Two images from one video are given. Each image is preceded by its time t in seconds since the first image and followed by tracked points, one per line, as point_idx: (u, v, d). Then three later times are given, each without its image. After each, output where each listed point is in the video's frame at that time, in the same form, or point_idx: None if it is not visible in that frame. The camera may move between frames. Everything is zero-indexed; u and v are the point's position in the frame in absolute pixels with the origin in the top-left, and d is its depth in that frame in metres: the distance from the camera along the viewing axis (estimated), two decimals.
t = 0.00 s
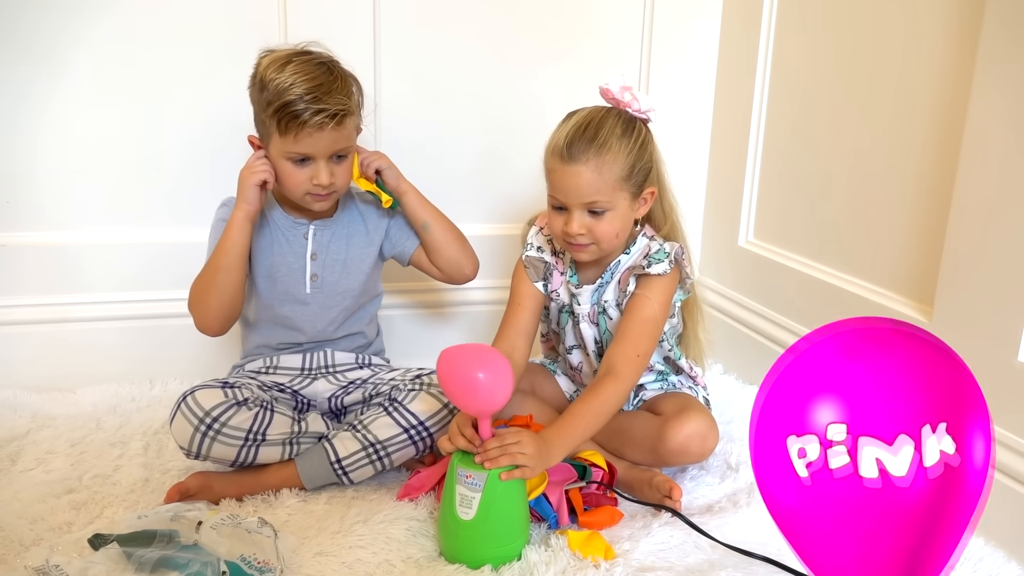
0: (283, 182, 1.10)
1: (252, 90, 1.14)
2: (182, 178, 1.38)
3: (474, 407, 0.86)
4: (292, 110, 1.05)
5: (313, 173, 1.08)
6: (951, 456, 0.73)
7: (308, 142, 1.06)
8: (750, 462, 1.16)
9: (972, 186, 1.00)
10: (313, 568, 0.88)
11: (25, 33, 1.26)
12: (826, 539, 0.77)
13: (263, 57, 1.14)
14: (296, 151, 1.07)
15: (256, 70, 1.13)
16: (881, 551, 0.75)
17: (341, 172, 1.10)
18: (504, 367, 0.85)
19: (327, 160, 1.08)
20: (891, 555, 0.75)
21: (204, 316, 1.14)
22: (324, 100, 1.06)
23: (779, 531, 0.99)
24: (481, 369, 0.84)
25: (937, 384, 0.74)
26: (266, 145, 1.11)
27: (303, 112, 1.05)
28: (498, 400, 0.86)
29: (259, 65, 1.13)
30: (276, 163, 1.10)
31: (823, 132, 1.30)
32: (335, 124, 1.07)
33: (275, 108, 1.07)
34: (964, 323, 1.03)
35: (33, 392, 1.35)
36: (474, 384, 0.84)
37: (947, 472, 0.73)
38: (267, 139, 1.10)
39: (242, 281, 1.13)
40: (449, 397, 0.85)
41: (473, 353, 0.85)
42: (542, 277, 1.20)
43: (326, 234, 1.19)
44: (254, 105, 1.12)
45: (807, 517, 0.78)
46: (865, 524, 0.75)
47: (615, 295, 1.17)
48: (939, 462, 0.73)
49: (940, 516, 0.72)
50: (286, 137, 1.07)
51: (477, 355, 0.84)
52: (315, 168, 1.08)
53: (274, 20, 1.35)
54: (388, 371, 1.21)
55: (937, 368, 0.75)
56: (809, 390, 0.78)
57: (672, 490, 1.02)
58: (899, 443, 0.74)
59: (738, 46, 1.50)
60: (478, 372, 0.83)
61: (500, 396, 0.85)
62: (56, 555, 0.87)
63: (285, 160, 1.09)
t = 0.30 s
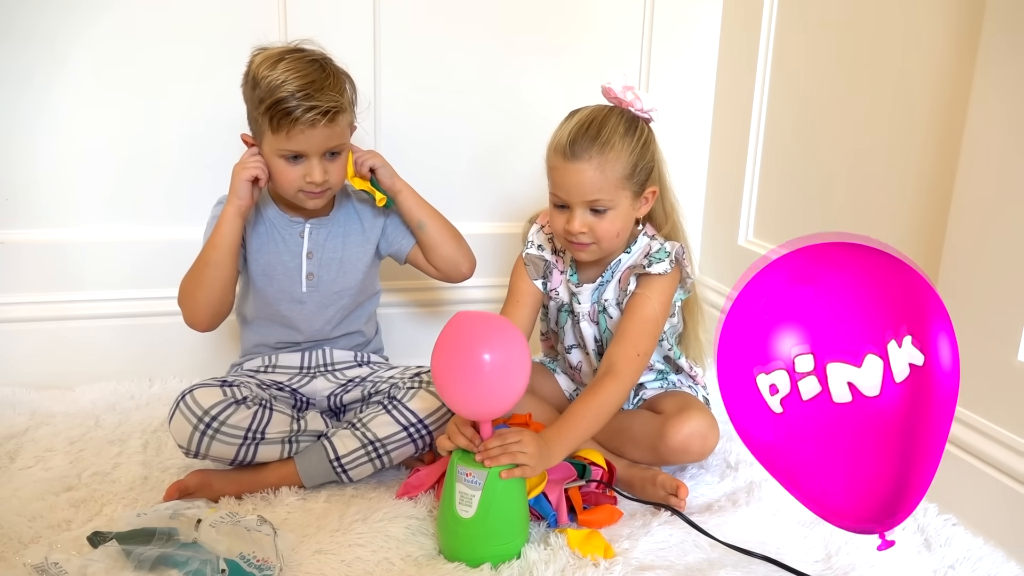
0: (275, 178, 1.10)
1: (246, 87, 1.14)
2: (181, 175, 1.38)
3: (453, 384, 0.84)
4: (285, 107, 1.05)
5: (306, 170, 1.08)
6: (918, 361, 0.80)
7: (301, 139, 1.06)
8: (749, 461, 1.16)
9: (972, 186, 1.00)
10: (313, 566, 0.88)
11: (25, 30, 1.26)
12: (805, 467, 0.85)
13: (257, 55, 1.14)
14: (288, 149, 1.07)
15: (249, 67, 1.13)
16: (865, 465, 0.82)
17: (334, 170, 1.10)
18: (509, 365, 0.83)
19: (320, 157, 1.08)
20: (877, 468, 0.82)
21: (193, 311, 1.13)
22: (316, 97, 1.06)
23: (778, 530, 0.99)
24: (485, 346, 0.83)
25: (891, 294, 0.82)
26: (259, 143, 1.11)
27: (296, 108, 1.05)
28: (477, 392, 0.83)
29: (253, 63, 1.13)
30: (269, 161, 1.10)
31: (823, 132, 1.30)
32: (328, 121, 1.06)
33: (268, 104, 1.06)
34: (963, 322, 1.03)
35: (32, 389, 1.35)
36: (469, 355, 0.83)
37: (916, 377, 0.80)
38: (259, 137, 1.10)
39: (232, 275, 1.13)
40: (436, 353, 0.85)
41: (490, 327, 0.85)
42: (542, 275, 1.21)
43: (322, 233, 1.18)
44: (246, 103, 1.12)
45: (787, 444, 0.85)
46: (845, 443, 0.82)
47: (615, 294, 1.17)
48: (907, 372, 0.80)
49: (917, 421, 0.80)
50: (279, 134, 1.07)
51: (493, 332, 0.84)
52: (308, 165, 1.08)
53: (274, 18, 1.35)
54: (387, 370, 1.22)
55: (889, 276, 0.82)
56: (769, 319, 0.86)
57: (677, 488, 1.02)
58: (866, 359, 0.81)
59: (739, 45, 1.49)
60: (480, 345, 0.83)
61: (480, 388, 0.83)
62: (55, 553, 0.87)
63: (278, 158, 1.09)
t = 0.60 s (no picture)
0: (277, 172, 1.10)
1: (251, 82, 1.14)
2: (183, 171, 1.38)
3: (440, 355, 0.83)
4: (288, 98, 1.05)
5: (307, 164, 1.08)
6: (899, 273, 0.97)
7: (303, 131, 1.06)
8: (750, 459, 1.16)
9: (974, 185, 1.00)
10: (314, 563, 0.88)
11: (27, 25, 1.26)
12: (798, 382, 1.08)
13: (263, 49, 1.14)
14: (291, 141, 1.07)
15: (255, 61, 1.13)
16: (859, 376, 1.01)
17: (336, 163, 1.10)
18: (502, 350, 0.81)
19: (322, 150, 1.08)
20: (871, 382, 1.00)
21: (196, 304, 1.13)
22: (320, 89, 1.06)
23: (779, 528, 0.99)
24: (479, 319, 0.81)
25: (869, 213, 1.00)
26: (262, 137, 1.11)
27: (299, 100, 1.05)
28: (460, 367, 0.81)
29: (258, 57, 1.13)
30: (271, 154, 1.10)
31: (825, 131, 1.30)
32: (330, 113, 1.07)
33: (271, 95, 1.07)
34: (964, 321, 1.03)
35: (34, 385, 1.35)
36: (460, 325, 0.82)
37: (898, 286, 0.97)
38: (262, 130, 1.10)
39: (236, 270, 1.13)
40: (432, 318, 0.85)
41: (490, 301, 0.83)
42: (542, 274, 1.22)
43: (325, 230, 1.18)
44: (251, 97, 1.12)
45: (773, 365, 1.11)
46: (838, 360, 1.03)
47: (617, 292, 1.17)
48: (889, 282, 0.98)
49: (906, 329, 0.96)
50: (282, 126, 1.07)
51: (493, 309, 0.82)
52: (310, 159, 1.08)
53: (275, 15, 1.35)
54: (389, 367, 1.22)
55: (867, 196, 1.01)
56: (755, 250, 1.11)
57: (680, 485, 1.02)
58: (847, 278, 1.02)
59: (741, 44, 1.49)
60: (474, 316, 0.82)
61: (464, 363, 0.81)
62: (56, 548, 0.87)
63: (280, 151, 1.09)
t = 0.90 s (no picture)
0: (283, 165, 1.10)
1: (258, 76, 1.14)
2: (185, 166, 1.38)
3: (438, 340, 0.82)
4: (297, 89, 1.05)
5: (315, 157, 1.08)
6: (909, 190, 0.86)
7: (313, 122, 1.06)
8: (750, 458, 1.16)
9: (978, 185, 1.00)
10: (314, 558, 0.88)
11: (29, 20, 1.26)
12: (804, 293, 0.98)
13: (270, 44, 1.14)
14: (299, 133, 1.07)
15: (263, 55, 1.13)
16: (863, 287, 0.92)
17: (344, 157, 1.10)
18: (505, 331, 0.80)
19: (331, 142, 1.08)
20: (875, 295, 0.91)
21: (203, 299, 1.13)
22: (330, 81, 1.07)
23: (780, 526, 0.99)
24: (479, 300, 0.81)
25: (880, 125, 0.89)
26: (269, 129, 1.11)
27: (308, 91, 1.05)
28: (461, 350, 0.80)
29: (266, 51, 1.13)
30: (279, 147, 1.09)
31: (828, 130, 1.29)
32: (340, 105, 1.07)
33: (280, 86, 1.06)
34: (967, 321, 1.03)
35: (35, 379, 1.35)
36: (460, 308, 0.81)
37: (908, 202, 0.87)
38: (270, 122, 1.10)
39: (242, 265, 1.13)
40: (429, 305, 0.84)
41: (490, 282, 0.83)
42: (543, 272, 1.23)
43: (329, 227, 1.18)
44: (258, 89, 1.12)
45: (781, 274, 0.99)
46: (848, 265, 0.92)
47: (618, 290, 1.17)
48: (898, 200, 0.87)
49: (912, 247, 0.87)
50: (291, 117, 1.06)
51: (492, 289, 0.82)
52: (318, 152, 1.08)
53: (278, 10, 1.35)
54: (390, 363, 1.22)
55: (879, 107, 0.89)
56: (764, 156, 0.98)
57: (681, 483, 1.02)
58: (856, 192, 0.90)
59: (744, 42, 1.49)
60: (475, 299, 0.81)
61: (465, 347, 0.80)
62: (57, 542, 0.87)
63: (288, 143, 1.09)
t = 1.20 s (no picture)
0: (280, 163, 1.10)
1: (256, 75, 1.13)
2: (186, 165, 1.38)
3: (434, 336, 0.81)
4: (295, 85, 1.06)
5: (314, 154, 1.07)
6: (942, 109, 0.96)
7: (311, 119, 1.06)
8: (752, 457, 1.16)
9: (981, 184, 1.00)
10: (314, 558, 0.87)
11: (30, 18, 1.26)
12: (820, 192, 1.12)
13: (269, 43, 1.14)
14: (298, 130, 1.07)
15: (262, 55, 1.13)
16: (875, 199, 1.04)
17: (343, 154, 1.10)
18: (498, 317, 0.79)
19: (329, 139, 1.08)
20: (892, 202, 1.02)
21: (205, 301, 1.13)
22: (328, 77, 1.07)
23: (782, 527, 0.99)
24: (473, 285, 0.80)
25: (921, 46, 0.97)
26: (268, 129, 1.11)
27: (306, 86, 1.05)
28: (453, 337, 0.80)
29: (265, 50, 1.12)
30: (277, 145, 1.09)
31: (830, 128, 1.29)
32: (338, 100, 1.07)
33: (279, 83, 1.07)
34: (970, 320, 1.03)
35: (35, 378, 1.35)
36: (453, 293, 0.80)
37: (942, 120, 0.96)
38: (268, 121, 1.10)
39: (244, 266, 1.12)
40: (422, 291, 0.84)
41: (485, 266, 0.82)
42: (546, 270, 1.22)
43: (330, 226, 1.18)
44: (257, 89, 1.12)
45: (799, 173, 1.14)
46: (867, 175, 1.04)
47: (620, 290, 1.16)
48: (928, 117, 0.97)
49: (933, 166, 0.98)
50: (289, 114, 1.06)
51: (487, 274, 0.81)
52: (316, 149, 1.08)
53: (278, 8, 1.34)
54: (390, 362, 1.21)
55: (922, 27, 0.97)
56: (800, 61, 1.11)
57: (683, 483, 1.02)
58: (886, 103, 1.00)
59: (746, 41, 1.48)
60: (470, 284, 0.80)
61: (457, 333, 0.79)
62: (56, 541, 0.87)
63: (287, 141, 1.08)
